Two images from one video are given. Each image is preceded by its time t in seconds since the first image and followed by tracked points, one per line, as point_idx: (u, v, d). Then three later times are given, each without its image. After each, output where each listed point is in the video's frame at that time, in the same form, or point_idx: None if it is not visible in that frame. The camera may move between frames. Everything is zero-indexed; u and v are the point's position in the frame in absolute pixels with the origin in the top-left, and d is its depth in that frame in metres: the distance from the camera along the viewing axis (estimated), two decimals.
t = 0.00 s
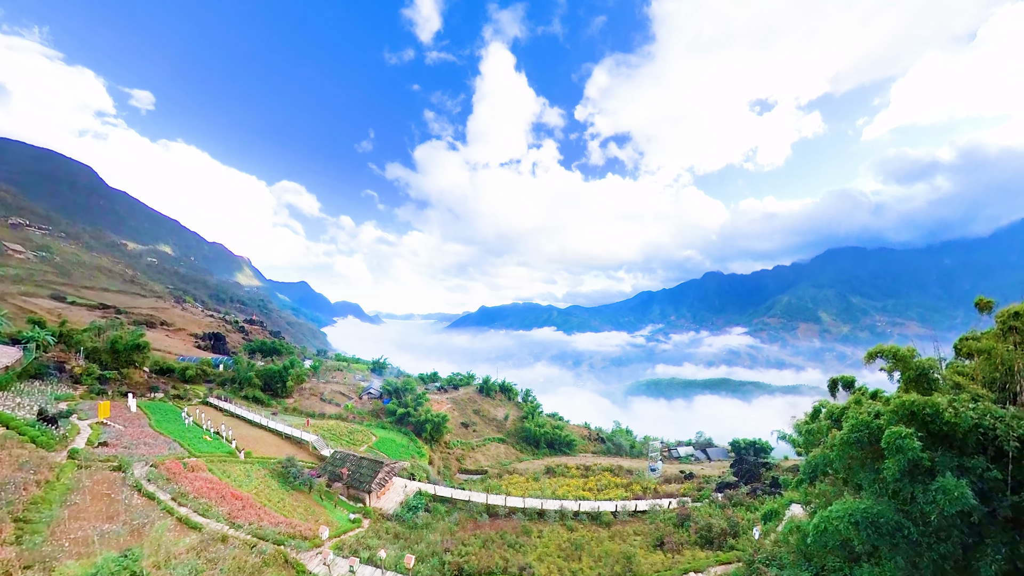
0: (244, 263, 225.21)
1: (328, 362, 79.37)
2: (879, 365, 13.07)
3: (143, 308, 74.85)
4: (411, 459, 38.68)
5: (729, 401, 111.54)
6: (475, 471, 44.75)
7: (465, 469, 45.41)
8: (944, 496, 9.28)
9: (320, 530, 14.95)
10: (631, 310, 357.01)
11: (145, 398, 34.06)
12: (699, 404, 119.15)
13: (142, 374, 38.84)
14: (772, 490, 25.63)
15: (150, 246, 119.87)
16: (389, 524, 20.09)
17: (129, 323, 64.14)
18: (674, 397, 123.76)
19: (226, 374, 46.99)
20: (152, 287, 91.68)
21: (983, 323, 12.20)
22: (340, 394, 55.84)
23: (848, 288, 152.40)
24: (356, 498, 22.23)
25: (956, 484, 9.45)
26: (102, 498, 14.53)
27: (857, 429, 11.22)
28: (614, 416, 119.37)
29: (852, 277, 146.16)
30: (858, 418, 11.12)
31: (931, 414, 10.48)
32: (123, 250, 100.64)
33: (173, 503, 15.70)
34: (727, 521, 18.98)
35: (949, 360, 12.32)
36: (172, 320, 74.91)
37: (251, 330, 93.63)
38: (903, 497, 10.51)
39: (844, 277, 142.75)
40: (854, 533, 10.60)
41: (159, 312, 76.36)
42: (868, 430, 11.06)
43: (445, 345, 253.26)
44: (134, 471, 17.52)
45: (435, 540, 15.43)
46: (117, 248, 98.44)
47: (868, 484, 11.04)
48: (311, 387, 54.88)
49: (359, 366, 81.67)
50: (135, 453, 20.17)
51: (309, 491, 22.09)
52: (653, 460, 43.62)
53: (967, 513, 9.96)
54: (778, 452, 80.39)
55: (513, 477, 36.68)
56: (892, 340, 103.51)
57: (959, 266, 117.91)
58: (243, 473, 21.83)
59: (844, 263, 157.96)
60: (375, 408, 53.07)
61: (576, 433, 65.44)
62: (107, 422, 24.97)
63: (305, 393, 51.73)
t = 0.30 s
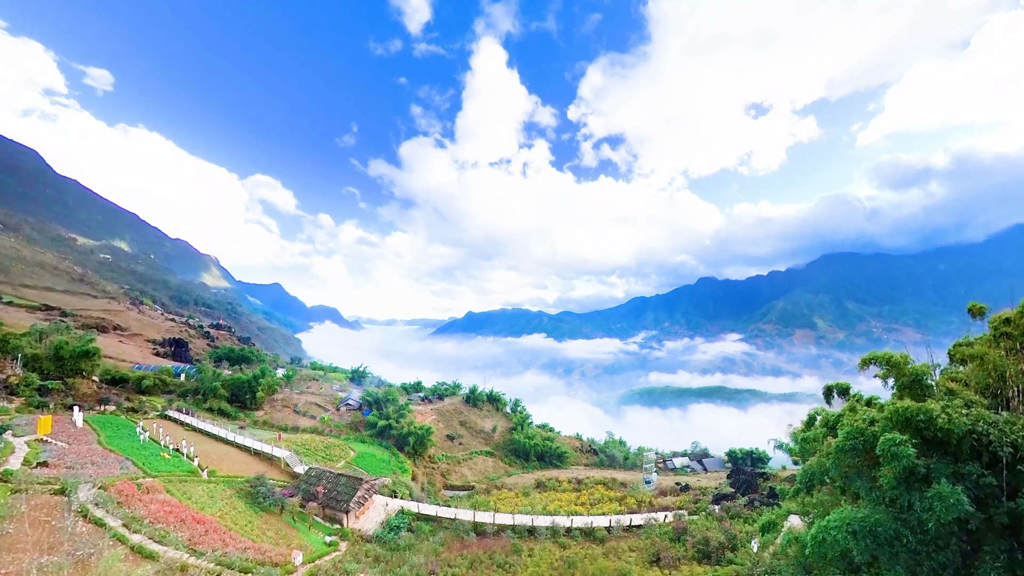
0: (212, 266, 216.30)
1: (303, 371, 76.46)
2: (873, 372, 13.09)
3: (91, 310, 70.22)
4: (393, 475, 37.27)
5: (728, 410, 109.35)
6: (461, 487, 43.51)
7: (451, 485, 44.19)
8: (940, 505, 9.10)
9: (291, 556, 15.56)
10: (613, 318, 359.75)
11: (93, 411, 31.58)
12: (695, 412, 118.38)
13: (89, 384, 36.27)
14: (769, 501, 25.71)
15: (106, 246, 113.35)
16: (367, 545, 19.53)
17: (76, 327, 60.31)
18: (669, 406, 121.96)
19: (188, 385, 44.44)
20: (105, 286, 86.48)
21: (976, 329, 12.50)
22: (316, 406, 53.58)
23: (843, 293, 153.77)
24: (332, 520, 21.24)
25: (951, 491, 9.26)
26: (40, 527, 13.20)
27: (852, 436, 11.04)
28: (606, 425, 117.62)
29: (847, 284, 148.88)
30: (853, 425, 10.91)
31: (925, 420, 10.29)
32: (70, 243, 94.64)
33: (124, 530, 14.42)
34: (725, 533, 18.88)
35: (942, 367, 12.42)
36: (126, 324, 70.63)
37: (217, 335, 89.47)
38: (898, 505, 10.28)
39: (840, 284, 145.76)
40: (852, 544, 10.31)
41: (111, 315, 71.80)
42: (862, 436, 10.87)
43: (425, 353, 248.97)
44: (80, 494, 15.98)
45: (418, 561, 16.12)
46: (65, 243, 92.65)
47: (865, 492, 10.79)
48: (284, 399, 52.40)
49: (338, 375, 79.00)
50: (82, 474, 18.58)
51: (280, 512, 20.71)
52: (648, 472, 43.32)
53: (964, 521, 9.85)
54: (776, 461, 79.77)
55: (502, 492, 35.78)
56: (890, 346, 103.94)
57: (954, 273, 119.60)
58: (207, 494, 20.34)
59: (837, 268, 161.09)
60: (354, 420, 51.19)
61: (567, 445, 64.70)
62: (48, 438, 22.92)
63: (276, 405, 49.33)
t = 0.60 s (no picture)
0: (184, 270, 208.66)
1: (278, 380, 73.56)
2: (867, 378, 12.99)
3: (37, 312, 66.61)
4: (373, 492, 35.87)
5: (722, 420, 110.97)
6: (448, 502, 42.26)
7: (435, 501, 42.93)
8: (936, 513, 8.75)
9: None
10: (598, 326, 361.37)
11: (38, 425, 29.30)
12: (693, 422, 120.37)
13: (33, 394, 33.76)
14: (765, 513, 25.60)
15: (64, 245, 107.95)
16: (346, 569, 18.58)
17: (21, 331, 57.44)
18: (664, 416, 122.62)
19: (148, 396, 42.09)
20: (56, 285, 82.75)
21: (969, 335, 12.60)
22: (290, 418, 51.50)
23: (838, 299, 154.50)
24: (308, 541, 20.13)
25: (946, 498, 8.94)
26: None
27: (845, 443, 10.65)
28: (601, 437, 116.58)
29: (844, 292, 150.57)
30: (846, 432, 10.54)
31: (917, 426, 10.00)
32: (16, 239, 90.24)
33: (72, 558, 13.51)
34: (722, 545, 18.80)
35: (936, 374, 12.34)
36: (78, 328, 67.02)
37: (183, 342, 85.70)
38: (894, 514, 9.89)
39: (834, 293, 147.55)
40: (848, 554, 9.85)
41: (61, 317, 68.17)
42: (855, 444, 10.50)
43: (408, 361, 244.83)
44: (20, 519, 14.74)
45: None
46: (12, 239, 87.86)
47: (859, 501, 10.37)
48: (255, 411, 50.30)
49: (315, 385, 76.49)
50: (25, 496, 17.12)
51: (251, 534, 19.36)
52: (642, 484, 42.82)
53: (958, 528, 9.64)
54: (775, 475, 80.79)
55: (491, 508, 34.84)
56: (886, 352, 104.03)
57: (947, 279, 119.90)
58: (168, 516, 19.00)
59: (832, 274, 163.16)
60: (333, 432, 49.63)
61: (558, 456, 63.92)
62: None
63: (247, 417, 47.26)
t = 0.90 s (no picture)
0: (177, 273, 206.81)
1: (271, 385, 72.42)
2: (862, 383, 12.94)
3: (20, 315, 65.39)
4: (368, 499, 35.39)
5: (723, 425, 109.33)
6: (443, 511, 41.65)
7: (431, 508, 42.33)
8: (931, 517, 8.54)
9: None
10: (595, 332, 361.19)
11: (20, 431, 28.58)
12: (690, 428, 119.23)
13: (15, 399, 32.80)
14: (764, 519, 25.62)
15: (52, 245, 106.43)
16: None
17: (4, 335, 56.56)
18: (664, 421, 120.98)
19: (135, 401, 41.30)
20: (42, 286, 81.70)
21: (965, 339, 12.59)
22: (282, 424, 50.77)
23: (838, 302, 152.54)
24: (300, 550, 19.80)
25: (942, 501, 8.72)
26: None
27: (840, 447, 10.45)
28: (600, 443, 115.50)
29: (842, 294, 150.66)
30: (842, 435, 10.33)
31: (912, 429, 9.84)
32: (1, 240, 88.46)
33: (54, 568, 13.12)
34: (720, 553, 18.68)
35: (933, 378, 12.27)
36: (64, 331, 65.83)
37: (173, 346, 84.56)
38: (892, 517, 9.66)
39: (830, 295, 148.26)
40: (847, 559, 9.59)
41: (46, 321, 66.47)
42: (852, 448, 10.28)
43: (404, 366, 243.11)
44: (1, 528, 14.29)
45: None
46: None
47: (857, 505, 10.12)
48: (247, 416, 49.57)
49: (308, 391, 75.37)
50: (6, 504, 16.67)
51: (240, 543, 18.97)
52: (639, 490, 42.45)
53: (956, 531, 9.44)
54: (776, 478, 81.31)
55: (487, 516, 34.43)
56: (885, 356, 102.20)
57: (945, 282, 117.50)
58: (155, 525, 18.53)
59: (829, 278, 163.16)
60: (327, 438, 49.10)
61: (556, 463, 63.33)
62: None
63: (239, 423, 46.58)
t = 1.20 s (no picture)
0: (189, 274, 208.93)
1: (279, 386, 72.68)
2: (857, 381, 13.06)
3: (41, 314, 64.15)
4: (373, 497, 35.63)
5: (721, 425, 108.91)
6: (446, 510, 41.52)
7: (435, 507, 42.30)
8: (922, 512, 8.61)
9: None
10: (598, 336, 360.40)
11: (39, 428, 28.90)
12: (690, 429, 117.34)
13: (36, 397, 33.29)
14: (761, 518, 25.81)
15: (69, 245, 107.80)
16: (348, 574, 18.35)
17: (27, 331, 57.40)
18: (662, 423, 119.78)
19: (149, 400, 42.07)
20: (60, 290, 78.33)
21: (957, 338, 12.67)
22: (290, 424, 51.05)
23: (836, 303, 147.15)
24: (307, 546, 19.98)
25: (934, 498, 8.74)
26: None
27: (835, 445, 10.56)
28: (599, 442, 115.11)
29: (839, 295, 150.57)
30: (835, 433, 10.43)
31: (905, 427, 9.90)
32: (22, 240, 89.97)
33: (71, 560, 13.33)
34: (719, 552, 18.50)
35: (926, 377, 12.33)
36: (81, 331, 66.26)
37: (184, 346, 85.27)
38: (886, 514, 9.72)
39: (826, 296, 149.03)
40: (842, 554, 9.67)
41: (66, 320, 66.33)
42: (845, 445, 10.39)
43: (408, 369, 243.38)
44: (21, 519, 14.55)
45: None
46: (16, 241, 81.58)
47: (852, 502, 10.19)
48: (256, 416, 49.88)
49: (314, 391, 75.56)
50: (27, 497, 17.10)
51: (249, 539, 19.24)
52: (640, 490, 42.46)
53: (946, 526, 9.43)
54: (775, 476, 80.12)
55: (489, 515, 34.51)
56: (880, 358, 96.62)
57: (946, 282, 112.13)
58: (167, 521, 18.76)
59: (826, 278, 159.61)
60: (333, 437, 49.42)
61: (557, 463, 63.15)
62: None
63: (248, 422, 46.94)
